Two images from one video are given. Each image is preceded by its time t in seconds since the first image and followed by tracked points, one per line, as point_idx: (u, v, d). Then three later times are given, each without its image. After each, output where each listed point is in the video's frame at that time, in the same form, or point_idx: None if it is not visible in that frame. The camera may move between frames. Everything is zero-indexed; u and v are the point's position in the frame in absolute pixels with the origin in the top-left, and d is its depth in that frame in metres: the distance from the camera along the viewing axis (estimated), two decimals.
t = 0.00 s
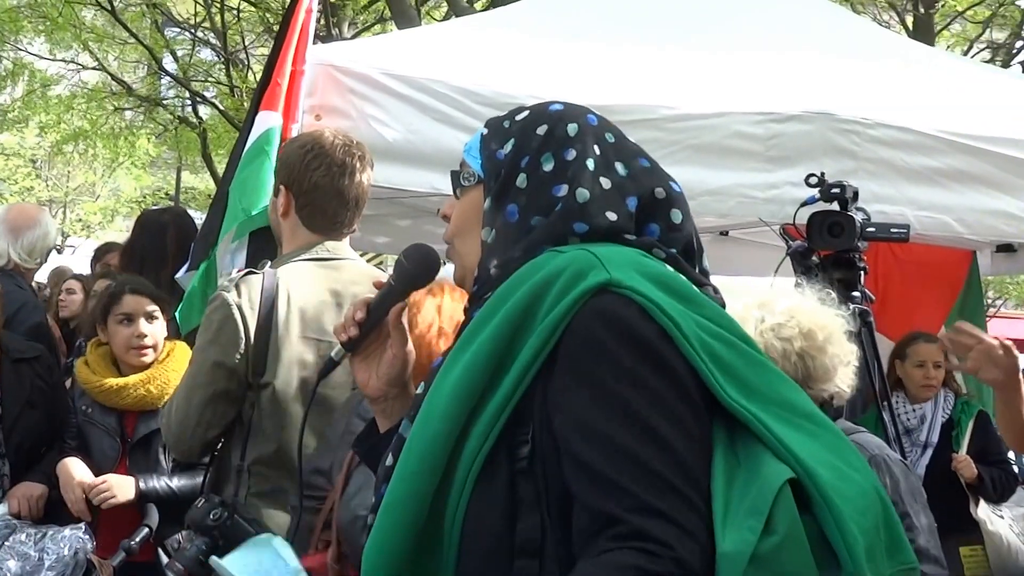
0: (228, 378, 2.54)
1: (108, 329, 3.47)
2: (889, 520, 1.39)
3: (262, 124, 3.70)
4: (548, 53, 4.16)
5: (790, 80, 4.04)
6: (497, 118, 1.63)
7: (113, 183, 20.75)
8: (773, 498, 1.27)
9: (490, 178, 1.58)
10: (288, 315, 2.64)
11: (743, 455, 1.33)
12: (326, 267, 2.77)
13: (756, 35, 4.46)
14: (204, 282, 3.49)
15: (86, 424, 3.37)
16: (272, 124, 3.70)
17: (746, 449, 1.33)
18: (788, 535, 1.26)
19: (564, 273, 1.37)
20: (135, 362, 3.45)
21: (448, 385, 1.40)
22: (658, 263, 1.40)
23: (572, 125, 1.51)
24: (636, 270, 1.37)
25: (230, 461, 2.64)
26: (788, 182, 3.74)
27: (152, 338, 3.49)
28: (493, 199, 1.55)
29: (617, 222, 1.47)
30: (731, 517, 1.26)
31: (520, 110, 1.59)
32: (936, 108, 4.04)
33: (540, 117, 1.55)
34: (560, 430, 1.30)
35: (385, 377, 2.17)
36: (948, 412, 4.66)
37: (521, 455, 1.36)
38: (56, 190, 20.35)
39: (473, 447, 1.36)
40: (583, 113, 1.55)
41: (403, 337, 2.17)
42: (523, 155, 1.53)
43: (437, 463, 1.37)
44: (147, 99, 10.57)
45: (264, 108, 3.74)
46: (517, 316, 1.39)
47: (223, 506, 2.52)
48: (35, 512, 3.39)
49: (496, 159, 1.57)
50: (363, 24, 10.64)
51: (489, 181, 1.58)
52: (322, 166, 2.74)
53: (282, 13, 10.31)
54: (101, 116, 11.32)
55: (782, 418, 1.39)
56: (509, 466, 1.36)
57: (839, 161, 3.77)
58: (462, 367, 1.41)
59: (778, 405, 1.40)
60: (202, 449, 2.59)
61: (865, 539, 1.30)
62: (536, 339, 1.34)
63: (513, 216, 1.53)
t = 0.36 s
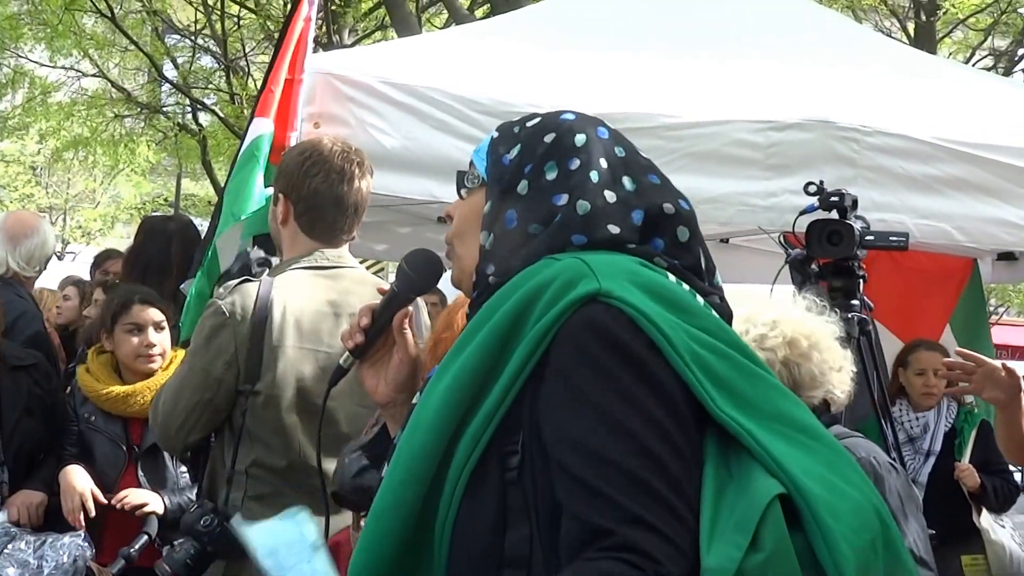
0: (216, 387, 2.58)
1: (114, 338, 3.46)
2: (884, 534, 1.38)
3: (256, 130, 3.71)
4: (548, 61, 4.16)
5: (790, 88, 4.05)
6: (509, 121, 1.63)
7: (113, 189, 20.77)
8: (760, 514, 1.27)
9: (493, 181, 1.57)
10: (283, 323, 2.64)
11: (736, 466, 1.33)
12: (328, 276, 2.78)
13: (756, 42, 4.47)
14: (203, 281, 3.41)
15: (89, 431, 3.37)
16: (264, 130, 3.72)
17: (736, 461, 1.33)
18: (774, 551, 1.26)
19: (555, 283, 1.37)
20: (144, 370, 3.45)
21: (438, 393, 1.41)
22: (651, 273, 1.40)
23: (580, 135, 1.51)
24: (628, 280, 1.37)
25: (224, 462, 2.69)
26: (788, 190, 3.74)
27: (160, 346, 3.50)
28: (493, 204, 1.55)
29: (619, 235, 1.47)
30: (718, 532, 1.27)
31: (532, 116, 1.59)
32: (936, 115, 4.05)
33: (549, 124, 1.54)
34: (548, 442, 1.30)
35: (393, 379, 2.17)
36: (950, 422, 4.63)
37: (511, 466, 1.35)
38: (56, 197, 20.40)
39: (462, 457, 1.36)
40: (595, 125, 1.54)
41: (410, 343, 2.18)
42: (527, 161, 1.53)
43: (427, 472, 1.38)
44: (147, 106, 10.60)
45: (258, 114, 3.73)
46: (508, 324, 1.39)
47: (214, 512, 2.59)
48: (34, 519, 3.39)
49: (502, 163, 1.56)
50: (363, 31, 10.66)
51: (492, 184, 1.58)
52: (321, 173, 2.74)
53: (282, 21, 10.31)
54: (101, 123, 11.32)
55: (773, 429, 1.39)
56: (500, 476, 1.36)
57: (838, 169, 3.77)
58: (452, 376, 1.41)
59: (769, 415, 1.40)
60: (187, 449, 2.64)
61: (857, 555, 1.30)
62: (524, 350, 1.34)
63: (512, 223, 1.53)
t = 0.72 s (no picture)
0: (203, 376, 2.63)
1: (161, 348, 3.46)
2: (885, 544, 1.36)
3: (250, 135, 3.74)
4: (549, 66, 4.16)
5: (792, 93, 4.04)
6: (524, 127, 1.62)
7: (114, 194, 20.80)
8: (760, 521, 1.25)
9: (503, 184, 1.57)
10: (283, 328, 2.65)
11: (737, 474, 1.32)
12: (327, 282, 2.77)
13: (758, 47, 4.46)
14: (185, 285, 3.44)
15: (122, 438, 3.41)
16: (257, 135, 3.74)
17: (737, 467, 1.32)
18: (778, 559, 1.24)
19: (559, 289, 1.37)
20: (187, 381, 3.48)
21: (440, 398, 1.40)
22: (654, 280, 1.39)
23: (593, 146, 1.50)
24: (631, 286, 1.37)
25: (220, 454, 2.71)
26: (790, 196, 3.74)
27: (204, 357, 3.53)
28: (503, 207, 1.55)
29: (626, 246, 1.45)
30: (720, 537, 1.25)
31: (547, 123, 1.57)
32: (939, 120, 4.04)
33: (564, 131, 1.53)
34: (549, 448, 1.29)
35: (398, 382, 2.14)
36: (955, 428, 4.61)
37: (514, 470, 1.35)
38: (57, 201, 20.44)
39: (464, 462, 1.35)
40: (610, 136, 1.54)
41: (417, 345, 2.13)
42: (539, 167, 1.52)
43: (429, 476, 1.37)
44: (149, 111, 10.61)
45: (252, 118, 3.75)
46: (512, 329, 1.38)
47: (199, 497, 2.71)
48: (34, 524, 3.36)
49: (513, 167, 1.56)
50: (365, 36, 10.69)
51: (502, 188, 1.57)
52: (313, 173, 2.74)
53: (284, 25, 10.32)
54: (103, 128, 11.33)
55: (775, 437, 1.37)
56: (501, 480, 1.35)
57: (841, 174, 3.76)
58: (456, 382, 1.40)
59: (772, 423, 1.39)
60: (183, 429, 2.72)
61: (857, 565, 1.28)
62: (528, 355, 1.33)
63: (520, 227, 1.53)
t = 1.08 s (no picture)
0: (204, 375, 2.62)
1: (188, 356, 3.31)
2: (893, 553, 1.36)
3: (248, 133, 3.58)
4: (554, 66, 4.16)
5: (797, 93, 4.04)
6: (526, 134, 1.62)
7: (116, 195, 20.81)
8: (777, 524, 1.25)
9: (514, 197, 1.57)
10: (283, 327, 2.65)
11: (752, 480, 1.31)
12: (327, 280, 2.75)
13: (763, 48, 4.46)
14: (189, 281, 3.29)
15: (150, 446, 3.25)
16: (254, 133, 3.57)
17: (752, 469, 1.32)
18: (789, 559, 1.24)
19: (580, 292, 1.36)
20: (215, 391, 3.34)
21: (458, 398, 1.40)
22: (672, 285, 1.39)
23: (598, 147, 1.50)
24: (652, 291, 1.36)
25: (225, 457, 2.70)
26: (795, 196, 3.74)
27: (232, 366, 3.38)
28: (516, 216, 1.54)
29: (641, 243, 1.45)
30: (734, 538, 1.25)
31: (550, 129, 1.58)
32: (944, 120, 4.04)
33: (569, 136, 1.53)
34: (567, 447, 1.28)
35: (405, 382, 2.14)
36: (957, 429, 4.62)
37: (530, 467, 1.35)
38: (58, 201, 20.46)
39: (481, 462, 1.35)
40: (610, 135, 1.54)
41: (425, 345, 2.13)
42: (548, 174, 1.52)
43: (444, 476, 1.37)
44: (151, 111, 10.62)
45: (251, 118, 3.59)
46: (531, 331, 1.38)
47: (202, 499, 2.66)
48: (37, 524, 3.32)
49: (522, 176, 1.55)
50: (367, 36, 10.70)
51: (513, 199, 1.57)
52: (318, 173, 2.74)
53: (286, 26, 10.32)
54: (105, 129, 11.33)
55: (789, 443, 1.37)
56: (517, 478, 1.34)
57: (847, 174, 3.76)
58: (474, 383, 1.40)
59: (787, 428, 1.38)
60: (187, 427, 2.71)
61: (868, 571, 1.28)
62: (547, 358, 1.32)
63: (535, 234, 1.53)
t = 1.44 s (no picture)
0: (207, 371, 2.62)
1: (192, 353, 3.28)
2: (895, 543, 1.36)
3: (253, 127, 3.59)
4: (559, 61, 4.15)
5: (803, 89, 4.03)
6: (528, 131, 1.62)
7: (118, 192, 20.79)
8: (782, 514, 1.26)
9: (519, 194, 1.55)
10: (286, 322, 2.64)
11: (759, 472, 1.30)
12: (329, 275, 2.75)
13: (768, 43, 4.45)
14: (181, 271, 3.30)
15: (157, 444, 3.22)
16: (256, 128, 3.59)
17: (759, 463, 1.31)
18: (794, 547, 1.24)
19: (588, 290, 1.36)
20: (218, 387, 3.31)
21: (469, 396, 1.39)
22: (677, 281, 1.39)
23: (604, 146, 1.49)
24: (660, 288, 1.36)
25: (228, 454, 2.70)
26: (801, 191, 3.73)
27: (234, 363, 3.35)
28: (521, 212, 1.53)
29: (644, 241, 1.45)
30: (737, 526, 1.25)
31: (552, 125, 1.58)
32: (950, 115, 4.04)
33: (571, 134, 1.53)
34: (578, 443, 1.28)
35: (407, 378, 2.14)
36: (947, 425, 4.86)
37: (542, 463, 1.35)
38: (60, 198, 20.43)
39: (493, 459, 1.34)
40: (614, 133, 1.53)
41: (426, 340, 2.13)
42: (553, 171, 1.51)
43: (457, 474, 1.36)
44: (154, 107, 10.61)
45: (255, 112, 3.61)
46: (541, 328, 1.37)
47: (203, 493, 2.67)
48: (40, 519, 3.34)
49: (527, 173, 1.55)
50: (370, 32, 10.70)
51: (518, 196, 1.55)
52: (319, 169, 2.73)
53: (289, 22, 10.31)
54: (107, 125, 11.32)
55: (795, 437, 1.36)
56: (529, 474, 1.35)
57: (853, 169, 3.75)
58: (484, 381, 1.39)
59: (792, 423, 1.38)
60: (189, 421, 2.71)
61: (873, 561, 1.28)
62: (557, 355, 1.32)
63: (540, 230, 1.51)
